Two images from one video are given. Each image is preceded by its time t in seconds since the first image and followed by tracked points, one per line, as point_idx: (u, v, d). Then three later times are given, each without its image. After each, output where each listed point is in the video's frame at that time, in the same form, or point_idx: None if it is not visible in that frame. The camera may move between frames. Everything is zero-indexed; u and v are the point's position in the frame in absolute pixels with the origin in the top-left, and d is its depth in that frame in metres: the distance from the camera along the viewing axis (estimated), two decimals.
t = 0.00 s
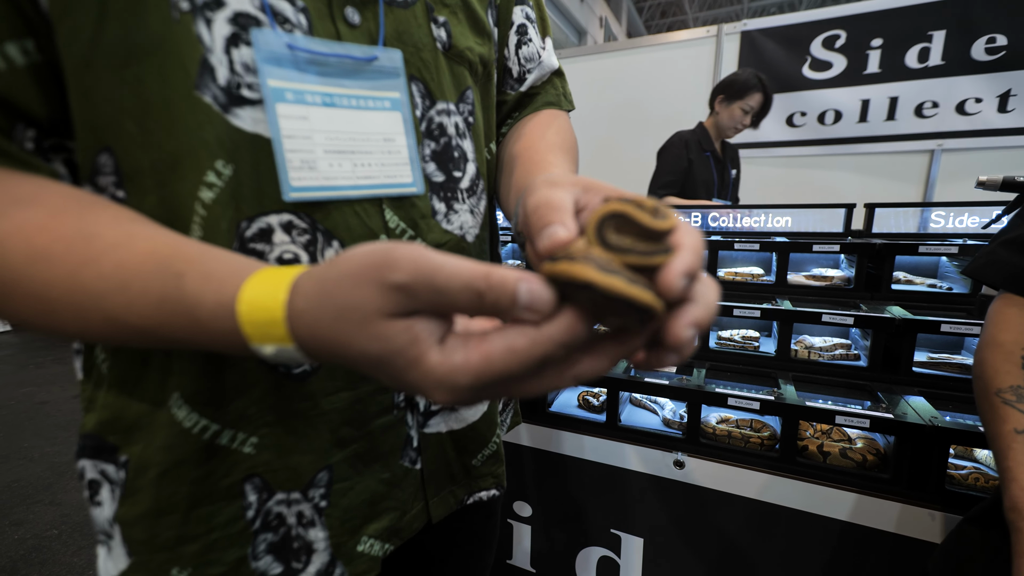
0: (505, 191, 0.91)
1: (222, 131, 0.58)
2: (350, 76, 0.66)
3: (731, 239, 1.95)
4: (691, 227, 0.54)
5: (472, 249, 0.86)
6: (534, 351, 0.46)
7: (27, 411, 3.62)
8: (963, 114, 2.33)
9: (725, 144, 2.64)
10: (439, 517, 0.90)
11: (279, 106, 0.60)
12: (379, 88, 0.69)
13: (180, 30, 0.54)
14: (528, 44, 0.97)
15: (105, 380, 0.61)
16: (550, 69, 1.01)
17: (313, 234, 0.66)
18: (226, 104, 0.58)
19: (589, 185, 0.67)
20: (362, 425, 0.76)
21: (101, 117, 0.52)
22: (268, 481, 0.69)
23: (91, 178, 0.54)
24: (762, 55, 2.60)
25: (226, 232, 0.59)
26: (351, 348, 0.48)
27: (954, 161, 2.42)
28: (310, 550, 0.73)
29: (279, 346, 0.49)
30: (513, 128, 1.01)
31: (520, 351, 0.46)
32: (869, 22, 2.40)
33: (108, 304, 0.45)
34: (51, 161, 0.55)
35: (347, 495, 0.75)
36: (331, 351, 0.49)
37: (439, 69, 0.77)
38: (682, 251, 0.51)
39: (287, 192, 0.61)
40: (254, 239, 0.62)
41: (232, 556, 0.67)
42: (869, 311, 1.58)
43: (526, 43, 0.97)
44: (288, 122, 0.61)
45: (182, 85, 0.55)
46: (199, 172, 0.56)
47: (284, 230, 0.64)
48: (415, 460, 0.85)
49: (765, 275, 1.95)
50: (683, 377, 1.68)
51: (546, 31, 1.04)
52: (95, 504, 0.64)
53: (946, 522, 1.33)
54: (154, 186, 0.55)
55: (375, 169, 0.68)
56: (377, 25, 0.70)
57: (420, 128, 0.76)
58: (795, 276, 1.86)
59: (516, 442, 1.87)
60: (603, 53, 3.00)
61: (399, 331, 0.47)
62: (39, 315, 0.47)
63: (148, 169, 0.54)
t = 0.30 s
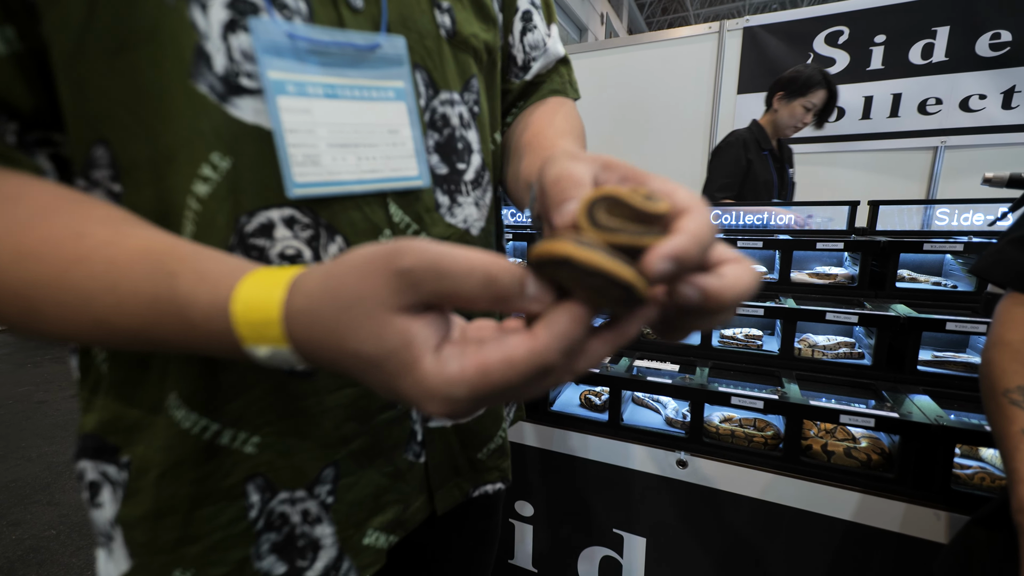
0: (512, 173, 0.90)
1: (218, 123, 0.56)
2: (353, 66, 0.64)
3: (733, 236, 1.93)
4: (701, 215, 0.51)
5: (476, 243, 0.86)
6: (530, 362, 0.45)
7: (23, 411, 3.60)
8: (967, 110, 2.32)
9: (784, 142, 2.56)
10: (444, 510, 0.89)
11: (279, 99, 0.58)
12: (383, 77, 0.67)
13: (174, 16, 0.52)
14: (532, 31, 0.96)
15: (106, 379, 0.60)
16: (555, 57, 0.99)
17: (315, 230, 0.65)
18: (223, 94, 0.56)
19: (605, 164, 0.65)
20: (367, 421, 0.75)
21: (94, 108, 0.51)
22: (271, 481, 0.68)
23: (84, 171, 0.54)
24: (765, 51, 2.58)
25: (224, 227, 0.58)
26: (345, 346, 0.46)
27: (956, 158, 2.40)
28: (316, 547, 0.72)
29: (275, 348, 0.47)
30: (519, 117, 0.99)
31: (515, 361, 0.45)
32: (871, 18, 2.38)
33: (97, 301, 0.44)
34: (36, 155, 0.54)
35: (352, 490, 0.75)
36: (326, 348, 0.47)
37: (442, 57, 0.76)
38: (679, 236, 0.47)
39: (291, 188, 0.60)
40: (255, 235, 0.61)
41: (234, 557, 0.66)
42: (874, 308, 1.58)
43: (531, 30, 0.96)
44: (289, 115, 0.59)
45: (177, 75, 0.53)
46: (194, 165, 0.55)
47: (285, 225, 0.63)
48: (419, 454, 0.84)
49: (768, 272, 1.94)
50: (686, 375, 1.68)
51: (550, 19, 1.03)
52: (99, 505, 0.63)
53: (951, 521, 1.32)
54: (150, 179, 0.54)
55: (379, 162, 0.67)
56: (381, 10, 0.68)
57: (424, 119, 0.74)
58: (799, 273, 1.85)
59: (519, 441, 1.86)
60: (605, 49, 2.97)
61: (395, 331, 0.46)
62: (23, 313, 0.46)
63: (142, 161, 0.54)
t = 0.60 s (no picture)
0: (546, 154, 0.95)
1: (216, 130, 0.57)
2: (351, 69, 0.64)
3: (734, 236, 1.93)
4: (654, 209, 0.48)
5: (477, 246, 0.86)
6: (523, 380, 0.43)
7: (20, 411, 3.60)
8: (969, 109, 2.32)
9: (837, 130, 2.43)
10: (444, 511, 0.90)
11: (276, 104, 0.58)
12: (381, 81, 0.67)
13: (169, 22, 0.52)
14: (549, 24, 0.96)
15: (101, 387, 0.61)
16: (577, 46, 0.99)
17: (315, 235, 0.65)
18: (220, 99, 0.56)
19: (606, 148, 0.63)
20: (370, 427, 0.75)
21: (90, 117, 0.52)
22: (272, 487, 0.68)
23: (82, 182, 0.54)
24: (768, 50, 2.56)
25: (223, 233, 0.59)
26: (326, 326, 0.42)
27: (960, 158, 2.38)
28: (317, 555, 0.73)
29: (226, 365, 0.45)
30: (543, 112, 0.99)
31: (511, 376, 0.43)
32: (873, 16, 2.41)
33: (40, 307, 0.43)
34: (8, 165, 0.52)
35: (355, 498, 0.76)
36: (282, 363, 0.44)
37: (443, 58, 0.76)
38: (612, 227, 0.48)
39: (287, 195, 0.60)
40: (254, 241, 0.62)
41: (234, 562, 0.66)
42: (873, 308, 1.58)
43: (547, 23, 0.96)
44: (285, 120, 0.59)
45: (174, 80, 0.53)
46: (191, 172, 0.56)
47: (284, 231, 0.63)
48: (421, 459, 0.84)
49: (768, 272, 1.94)
50: (686, 375, 1.68)
51: (566, 9, 1.03)
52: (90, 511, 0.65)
53: (950, 521, 1.32)
54: (150, 184, 0.55)
55: (378, 167, 0.67)
56: (380, 11, 0.68)
57: (424, 121, 0.75)
58: (799, 272, 1.85)
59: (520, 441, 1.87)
60: (606, 48, 2.95)
61: (387, 308, 0.42)
62: None
63: (143, 168, 0.55)
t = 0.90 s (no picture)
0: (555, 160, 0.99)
1: (222, 144, 0.59)
2: (354, 83, 0.66)
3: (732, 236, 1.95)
4: (593, 231, 0.50)
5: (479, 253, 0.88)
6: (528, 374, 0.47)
7: (24, 409, 3.63)
8: (966, 109, 2.34)
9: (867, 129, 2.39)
10: (447, 514, 0.92)
11: (279, 118, 0.60)
12: (383, 93, 0.69)
13: (177, 40, 0.55)
14: (556, 26, 0.97)
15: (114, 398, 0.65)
16: (584, 48, 1.01)
17: (319, 245, 0.67)
18: (227, 115, 0.59)
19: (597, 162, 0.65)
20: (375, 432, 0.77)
21: (97, 134, 0.54)
22: (279, 490, 0.70)
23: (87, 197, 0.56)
24: (767, 50, 2.57)
25: (228, 245, 0.61)
26: (331, 329, 0.43)
27: (957, 157, 2.40)
28: (322, 556, 0.75)
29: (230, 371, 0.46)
30: (551, 115, 1.01)
31: (520, 366, 0.46)
32: (872, 17, 2.40)
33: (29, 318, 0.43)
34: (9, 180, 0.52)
35: (359, 500, 0.77)
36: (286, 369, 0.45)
37: (444, 68, 0.78)
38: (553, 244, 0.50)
39: (292, 208, 0.62)
40: (259, 252, 0.64)
41: (242, 563, 0.68)
42: (871, 308, 1.59)
43: (554, 25, 0.97)
44: (288, 134, 0.60)
45: (182, 97, 0.56)
46: (199, 186, 0.58)
47: (289, 242, 0.65)
48: (424, 463, 0.86)
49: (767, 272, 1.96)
50: (686, 375, 1.70)
51: (572, 10, 1.04)
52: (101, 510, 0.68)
53: (943, 518, 1.34)
54: (155, 199, 0.57)
55: (380, 178, 0.69)
56: (381, 23, 0.70)
57: (426, 131, 0.77)
58: (797, 272, 1.87)
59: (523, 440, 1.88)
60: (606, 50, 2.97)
61: (392, 311, 0.44)
62: None
63: (149, 183, 0.56)
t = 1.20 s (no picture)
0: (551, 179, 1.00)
1: (229, 153, 0.61)
2: (357, 91, 0.68)
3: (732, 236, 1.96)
4: (635, 294, 0.55)
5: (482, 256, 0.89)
6: (513, 346, 0.49)
7: (31, 405, 3.65)
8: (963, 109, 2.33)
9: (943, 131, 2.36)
10: (455, 515, 0.93)
11: (285, 127, 0.62)
12: (386, 99, 0.71)
13: (185, 53, 0.56)
14: (556, 33, 0.99)
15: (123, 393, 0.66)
16: (583, 56, 1.02)
17: (324, 250, 0.69)
18: (233, 124, 0.61)
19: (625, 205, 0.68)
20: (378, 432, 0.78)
21: (102, 143, 0.55)
22: (285, 488, 0.72)
23: (93, 205, 0.57)
24: (765, 53, 2.51)
25: (236, 252, 0.63)
26: (325, 317, 0.45)
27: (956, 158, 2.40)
28: (327, 553, 0.77)
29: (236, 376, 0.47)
30: (550, 123, 1.02)
31: (508, 346, 0.49)
32: (869, 17, 2.35)
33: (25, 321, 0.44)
34: (14, 188, 0.54)
35: (364, 499, 0.79)
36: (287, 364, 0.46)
37: (447, 74, 0.79)
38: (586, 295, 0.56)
39: (297, 214, 0.64)
40: (266, 256, 0.66)
41: (248, 559, 0.70)
42: (868, 308, 1.61)
43: (553, 32, 0.99)
44: (294, 143, 0.62)
45: (190, 108, 0.58)
46: (208, 195, 0.60)
47: (295, 247, 0.67)
48: (429, 463, 0.87)
49: (765, 271, 1.95)
50: (684, 374, 1.71)
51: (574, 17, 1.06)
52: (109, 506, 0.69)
53: (936, 515, 1.36)
54: (158, 208, 0.58)
55: (384, 183, 0.71)
56: (383, 31, 0.72)
57: (429, 136, 0.78)
58: (796, 272, 1.88)
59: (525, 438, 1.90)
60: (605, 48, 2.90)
61: (382, 303, 0.46)
62: None
63: (150, 192, 0.57)
